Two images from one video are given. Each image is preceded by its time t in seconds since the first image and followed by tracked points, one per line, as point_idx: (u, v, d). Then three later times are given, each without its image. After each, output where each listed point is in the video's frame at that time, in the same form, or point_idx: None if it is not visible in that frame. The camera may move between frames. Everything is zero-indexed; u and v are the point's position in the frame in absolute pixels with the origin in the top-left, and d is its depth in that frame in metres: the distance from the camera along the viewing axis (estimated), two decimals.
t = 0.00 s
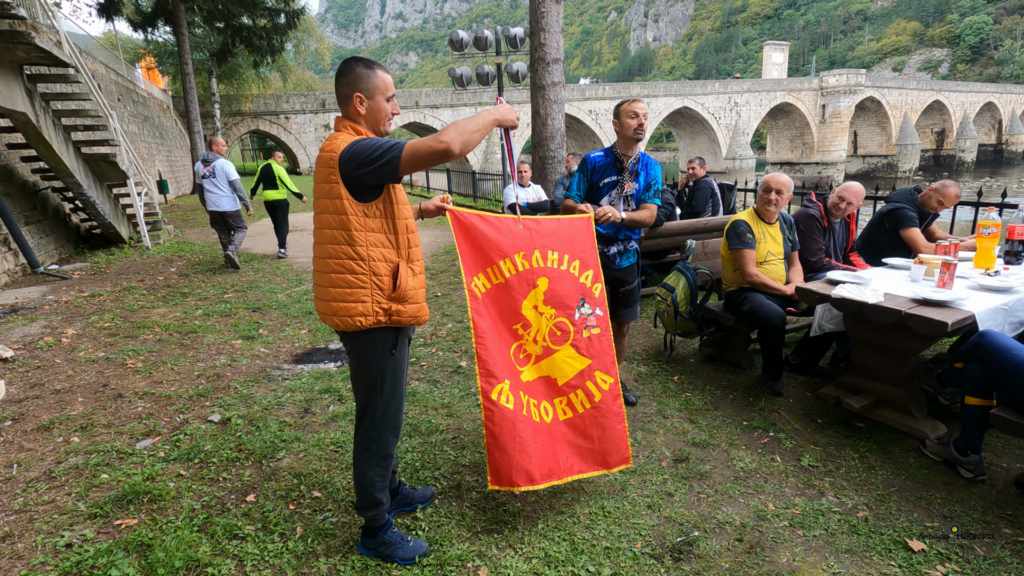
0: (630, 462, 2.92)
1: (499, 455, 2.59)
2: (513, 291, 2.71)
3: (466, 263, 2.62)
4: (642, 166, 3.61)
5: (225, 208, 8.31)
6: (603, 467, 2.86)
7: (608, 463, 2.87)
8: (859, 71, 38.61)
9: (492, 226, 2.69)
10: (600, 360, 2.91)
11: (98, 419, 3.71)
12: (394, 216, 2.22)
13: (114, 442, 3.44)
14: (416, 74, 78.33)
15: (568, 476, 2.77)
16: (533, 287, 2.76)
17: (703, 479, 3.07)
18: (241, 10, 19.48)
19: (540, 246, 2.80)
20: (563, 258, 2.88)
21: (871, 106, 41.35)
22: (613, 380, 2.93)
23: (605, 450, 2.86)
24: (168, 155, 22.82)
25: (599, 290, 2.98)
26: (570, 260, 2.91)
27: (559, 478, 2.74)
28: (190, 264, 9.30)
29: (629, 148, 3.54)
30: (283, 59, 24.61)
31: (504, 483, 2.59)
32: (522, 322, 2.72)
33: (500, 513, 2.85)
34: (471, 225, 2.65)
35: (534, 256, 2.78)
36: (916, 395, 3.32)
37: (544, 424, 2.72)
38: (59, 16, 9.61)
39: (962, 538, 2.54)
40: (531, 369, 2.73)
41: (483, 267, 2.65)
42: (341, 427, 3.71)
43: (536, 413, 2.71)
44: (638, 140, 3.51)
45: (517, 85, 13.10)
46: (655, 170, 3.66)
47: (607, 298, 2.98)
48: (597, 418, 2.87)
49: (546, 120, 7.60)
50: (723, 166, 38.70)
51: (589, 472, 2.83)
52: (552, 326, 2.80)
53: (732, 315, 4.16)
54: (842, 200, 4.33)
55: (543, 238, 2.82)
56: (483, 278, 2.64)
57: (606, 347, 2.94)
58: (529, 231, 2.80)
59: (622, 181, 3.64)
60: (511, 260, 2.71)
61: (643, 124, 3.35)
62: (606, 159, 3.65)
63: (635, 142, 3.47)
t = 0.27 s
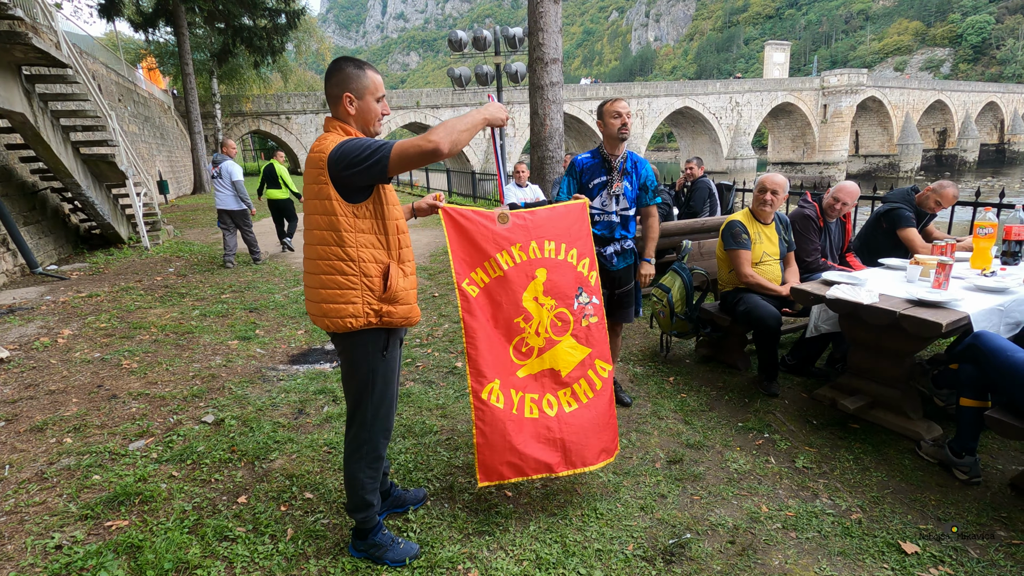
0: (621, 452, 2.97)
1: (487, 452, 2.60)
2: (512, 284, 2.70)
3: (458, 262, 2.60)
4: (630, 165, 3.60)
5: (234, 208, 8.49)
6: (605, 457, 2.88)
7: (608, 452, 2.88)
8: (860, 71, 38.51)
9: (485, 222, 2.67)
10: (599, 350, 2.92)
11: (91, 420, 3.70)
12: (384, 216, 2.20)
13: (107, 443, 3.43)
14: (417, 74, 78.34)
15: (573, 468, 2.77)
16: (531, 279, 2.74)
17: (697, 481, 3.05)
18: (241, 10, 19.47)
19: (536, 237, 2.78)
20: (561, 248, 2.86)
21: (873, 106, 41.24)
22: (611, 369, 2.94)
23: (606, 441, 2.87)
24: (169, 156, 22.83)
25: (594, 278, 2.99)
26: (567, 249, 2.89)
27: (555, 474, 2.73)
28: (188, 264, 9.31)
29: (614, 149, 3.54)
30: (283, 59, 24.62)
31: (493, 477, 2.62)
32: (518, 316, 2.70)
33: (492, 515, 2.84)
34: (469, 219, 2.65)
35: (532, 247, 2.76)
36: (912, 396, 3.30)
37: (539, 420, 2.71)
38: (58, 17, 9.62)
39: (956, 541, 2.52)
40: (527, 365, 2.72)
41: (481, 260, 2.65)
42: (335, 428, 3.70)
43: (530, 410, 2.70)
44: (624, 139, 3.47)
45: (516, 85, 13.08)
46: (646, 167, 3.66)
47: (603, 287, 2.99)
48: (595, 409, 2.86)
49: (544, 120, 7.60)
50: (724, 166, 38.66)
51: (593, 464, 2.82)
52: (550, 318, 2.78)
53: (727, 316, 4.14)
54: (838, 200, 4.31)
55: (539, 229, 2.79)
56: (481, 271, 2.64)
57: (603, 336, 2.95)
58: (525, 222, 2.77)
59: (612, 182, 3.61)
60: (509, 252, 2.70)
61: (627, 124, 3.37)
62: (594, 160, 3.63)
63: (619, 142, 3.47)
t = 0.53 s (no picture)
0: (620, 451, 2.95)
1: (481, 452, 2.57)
2: (508, 281, 2.66)
3: (450, 261, 2.57)
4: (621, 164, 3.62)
5: (246, 209, 8.72)
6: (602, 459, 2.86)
7: (605, 453, 2.87)
8: (860, 71, 38.50)
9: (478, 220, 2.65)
10: (597, 349, 2.90)
11: (85, 422, 3.67)
12: (379, 218, 2.17)
13: (101, 446, 3.40)
14: (417, 75, 78.35)
15: (572, 471, 2.74)
16: (526, 277, 2.71)
17: (696, 484, 3.02)
18: (240, 11, 19.46)
19: (530, 235, 2.76)
20: (557, 245, 2.84)
21: (873, 107, 41.23)
22: (609, 368, 2.94)
23: (604, 442, 2.86)
24: (168, 157, 22.81)
25: (593, 275, 2.96)
26: (564, 246, 2.87)
27: (556, 476, 2.68)
28: (186, 265, 9.28)
29: (606, 149, 3.53)
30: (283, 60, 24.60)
31: (494, 476, 2.62)
32: (515, 315, 2.66)
33: (489, 519, 2.81)
34: (462, 216, 2.62)
35: (527, 243, 2.74)
36: (913, 397, 3.27)
37: (538, 423, 2.65)
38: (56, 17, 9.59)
39: (957, 545, 2.49)
40: (525, 365, 2.66)
41: (476, 257, 2.61)
42: (331, 431, 3.67)
43: (529, 412, 2.64)
44: (614, 138, 3.51)
45: (515, 85, 13.06)
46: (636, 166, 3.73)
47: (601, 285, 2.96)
48: (593, 408, 2.84)
49: (543, 121, 7.57)
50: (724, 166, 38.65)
51: (590, 465, 2.80)
52: (546, 316, 2.75)
53: (726, 318, 4.11)
54: (837, 201, 4.28)
55: (533, 226, 2.77)
56: (476, 268, 2.61)
57: (601, 335, 2.93)
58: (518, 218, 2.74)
59: (607, 182, 3.57)
60: (505, 249, 2.67)
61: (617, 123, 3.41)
62: (587, 162, 3.59)
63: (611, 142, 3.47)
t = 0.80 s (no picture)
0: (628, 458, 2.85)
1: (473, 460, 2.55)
2: (504, 280, 2.61)
3: (445, 262, 2.57)
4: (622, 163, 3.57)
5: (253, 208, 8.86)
6: (605, 467, 2.76)
7: (610, 461, 2.76)
8: (858, 71, 38.55)
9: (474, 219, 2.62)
10: (598, 351, 2.80)
11: (78, 428, 3.60)
12: (378, 221, 2.11)
13: (94, 452, 3.34)
14: (415, 75, 78.31)
15: (570, 479, 2.67)
16: (523, 276, 2.65)
17: (702, 490, 2.97)
18: (237, 11, 19.36)
19: (527, 233, 2.69)
20: (556, 242, 2.77)
21: (870, 107, 41.33)
22: (611, 372, 2.83)
23: (607, 450, 2.76)
24: (165, 157, 22.71)
25: (592, 277, 2.89)
26: (564, 244, 2.80)
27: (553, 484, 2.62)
28: (183, 267, 9.21)
29: (608, 149, 3.47)
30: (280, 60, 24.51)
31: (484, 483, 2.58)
32: (512, 316, 2.59)
33: (491, 526, 2.75)
34: (459, 214, 2.60)
35: (525, 241, 2.68)
36: (921, 401, 3.22)
37: (533, 429, 2.58)
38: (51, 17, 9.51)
39: (970, 553, 2.44)
40: (523, 369, 2.58)
41: (472, 255, 2.58)
42: (329, 436, 3.60)
43: (525, 418, 2.57)
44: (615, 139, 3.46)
45: (514, 85, 13.01)
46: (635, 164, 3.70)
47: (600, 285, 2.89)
48: (595, 415, 2.74)
49: (542, 120, 7.52)
50: (722, 166, 38.66)
51: (591, 474, 2.71)
52: (546, 318, 2.66)
53: (731, 319, 4.06)
54: (841, 200, 4.22)
55: (530, 224, 2.71)
56: (472, 266, 2.58)
57: (602, 337, 2.83)
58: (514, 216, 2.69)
59: (610, 182, 3.51)
60: (502, 247, 2.63)
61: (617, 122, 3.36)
62: (589, 163, 3.52)
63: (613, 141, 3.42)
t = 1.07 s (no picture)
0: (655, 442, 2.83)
1: (510, 464, 2.43)
2: (521, 271, 2.54)
3: (457, 260, 2.46)
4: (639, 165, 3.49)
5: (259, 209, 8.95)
6: (638, 452, 2.71)
7: (642, 445, 2.72)
8: (854, 71, 38.62)
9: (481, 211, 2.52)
10: (618, 335, 2.79)
11: (75, 436, 3.52)
12: (381, 228, 2.04)
13: (90, 461, 3.25)
14: (412, 75, 78.18)
15: (608, 468, 2.60)
16: (539, 266, 2.59)
17: (713, 498, 2.91)
18: (233, 10, 19.23)
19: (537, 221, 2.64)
20: (567, 229, 2.74)
21: (866, 106, 41.44)
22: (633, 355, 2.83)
23: (637, 434, 2.72)
24: (161, 157, 22.55)
25: (604, 259, 2.88)
26: (575, 230, 2.77)
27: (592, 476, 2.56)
28: (180, 268, 9.11)
29: (624, 150, 3.39)
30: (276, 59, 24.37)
31: (519, 491, 2.43)
32: (533, 307, 2.54)
33: (500, 537, 2.69)
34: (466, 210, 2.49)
35: (537, 228, 2.62)
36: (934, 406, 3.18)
37: (568, 420, 2.52)
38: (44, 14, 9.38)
39: (991, 563, 2.38)
40: (550, 359, 2.53)
41: (485, 249, 2.49)
42: (332, 443, 3.53)
43: (558, 411, 2.51)
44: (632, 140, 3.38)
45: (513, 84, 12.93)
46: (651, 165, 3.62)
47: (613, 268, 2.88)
48: (624, 397, 2.72)
49: (543, 120, 7.46)
50: (719, 166, 38.68)
51: (627, 461, 2.65)
52: (566, 305, 2.63)
53: (739, 322, 4.00)
54: (849, 201, 4.17)
55: (538, 211, 2.66)
56: (486, 261, 2.48)
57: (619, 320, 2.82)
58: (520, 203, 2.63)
59: (626, 185, 3.44)
60: (515, 236, 2.56)
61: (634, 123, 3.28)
62: (605, 164, 3.42)
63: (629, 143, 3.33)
